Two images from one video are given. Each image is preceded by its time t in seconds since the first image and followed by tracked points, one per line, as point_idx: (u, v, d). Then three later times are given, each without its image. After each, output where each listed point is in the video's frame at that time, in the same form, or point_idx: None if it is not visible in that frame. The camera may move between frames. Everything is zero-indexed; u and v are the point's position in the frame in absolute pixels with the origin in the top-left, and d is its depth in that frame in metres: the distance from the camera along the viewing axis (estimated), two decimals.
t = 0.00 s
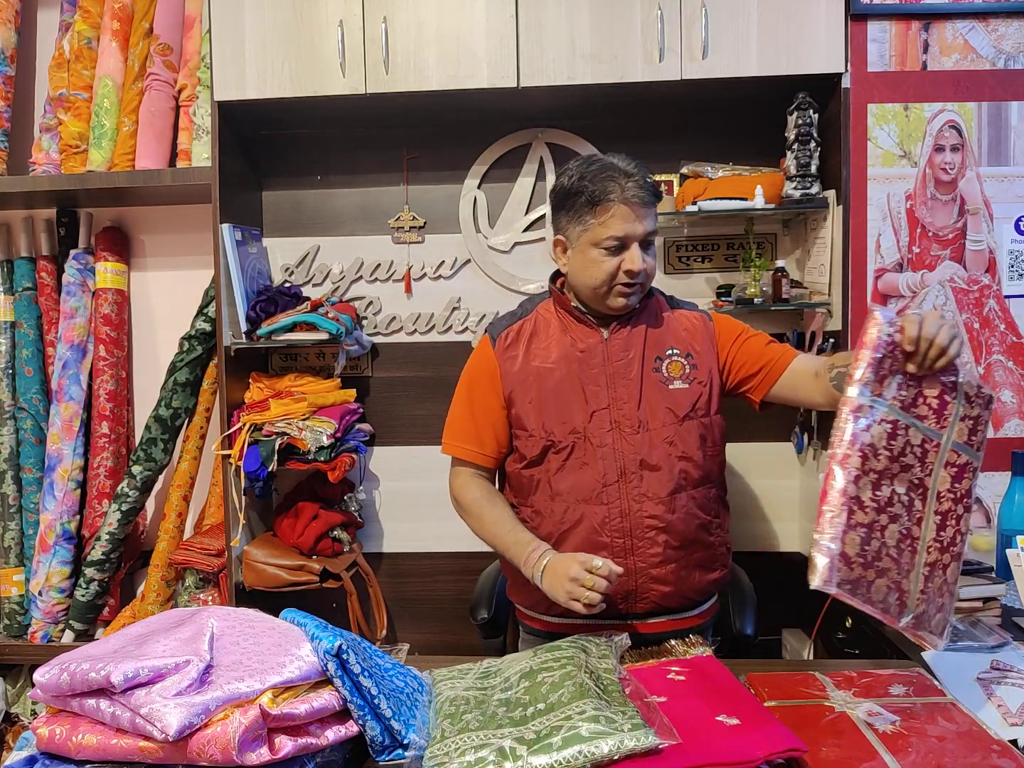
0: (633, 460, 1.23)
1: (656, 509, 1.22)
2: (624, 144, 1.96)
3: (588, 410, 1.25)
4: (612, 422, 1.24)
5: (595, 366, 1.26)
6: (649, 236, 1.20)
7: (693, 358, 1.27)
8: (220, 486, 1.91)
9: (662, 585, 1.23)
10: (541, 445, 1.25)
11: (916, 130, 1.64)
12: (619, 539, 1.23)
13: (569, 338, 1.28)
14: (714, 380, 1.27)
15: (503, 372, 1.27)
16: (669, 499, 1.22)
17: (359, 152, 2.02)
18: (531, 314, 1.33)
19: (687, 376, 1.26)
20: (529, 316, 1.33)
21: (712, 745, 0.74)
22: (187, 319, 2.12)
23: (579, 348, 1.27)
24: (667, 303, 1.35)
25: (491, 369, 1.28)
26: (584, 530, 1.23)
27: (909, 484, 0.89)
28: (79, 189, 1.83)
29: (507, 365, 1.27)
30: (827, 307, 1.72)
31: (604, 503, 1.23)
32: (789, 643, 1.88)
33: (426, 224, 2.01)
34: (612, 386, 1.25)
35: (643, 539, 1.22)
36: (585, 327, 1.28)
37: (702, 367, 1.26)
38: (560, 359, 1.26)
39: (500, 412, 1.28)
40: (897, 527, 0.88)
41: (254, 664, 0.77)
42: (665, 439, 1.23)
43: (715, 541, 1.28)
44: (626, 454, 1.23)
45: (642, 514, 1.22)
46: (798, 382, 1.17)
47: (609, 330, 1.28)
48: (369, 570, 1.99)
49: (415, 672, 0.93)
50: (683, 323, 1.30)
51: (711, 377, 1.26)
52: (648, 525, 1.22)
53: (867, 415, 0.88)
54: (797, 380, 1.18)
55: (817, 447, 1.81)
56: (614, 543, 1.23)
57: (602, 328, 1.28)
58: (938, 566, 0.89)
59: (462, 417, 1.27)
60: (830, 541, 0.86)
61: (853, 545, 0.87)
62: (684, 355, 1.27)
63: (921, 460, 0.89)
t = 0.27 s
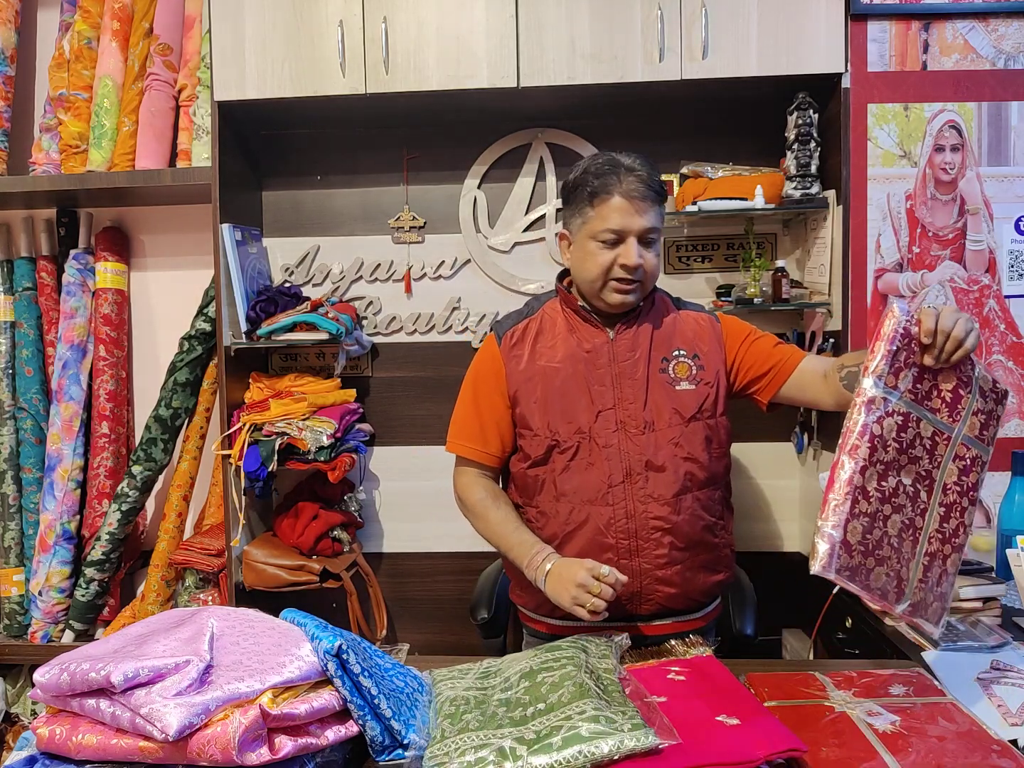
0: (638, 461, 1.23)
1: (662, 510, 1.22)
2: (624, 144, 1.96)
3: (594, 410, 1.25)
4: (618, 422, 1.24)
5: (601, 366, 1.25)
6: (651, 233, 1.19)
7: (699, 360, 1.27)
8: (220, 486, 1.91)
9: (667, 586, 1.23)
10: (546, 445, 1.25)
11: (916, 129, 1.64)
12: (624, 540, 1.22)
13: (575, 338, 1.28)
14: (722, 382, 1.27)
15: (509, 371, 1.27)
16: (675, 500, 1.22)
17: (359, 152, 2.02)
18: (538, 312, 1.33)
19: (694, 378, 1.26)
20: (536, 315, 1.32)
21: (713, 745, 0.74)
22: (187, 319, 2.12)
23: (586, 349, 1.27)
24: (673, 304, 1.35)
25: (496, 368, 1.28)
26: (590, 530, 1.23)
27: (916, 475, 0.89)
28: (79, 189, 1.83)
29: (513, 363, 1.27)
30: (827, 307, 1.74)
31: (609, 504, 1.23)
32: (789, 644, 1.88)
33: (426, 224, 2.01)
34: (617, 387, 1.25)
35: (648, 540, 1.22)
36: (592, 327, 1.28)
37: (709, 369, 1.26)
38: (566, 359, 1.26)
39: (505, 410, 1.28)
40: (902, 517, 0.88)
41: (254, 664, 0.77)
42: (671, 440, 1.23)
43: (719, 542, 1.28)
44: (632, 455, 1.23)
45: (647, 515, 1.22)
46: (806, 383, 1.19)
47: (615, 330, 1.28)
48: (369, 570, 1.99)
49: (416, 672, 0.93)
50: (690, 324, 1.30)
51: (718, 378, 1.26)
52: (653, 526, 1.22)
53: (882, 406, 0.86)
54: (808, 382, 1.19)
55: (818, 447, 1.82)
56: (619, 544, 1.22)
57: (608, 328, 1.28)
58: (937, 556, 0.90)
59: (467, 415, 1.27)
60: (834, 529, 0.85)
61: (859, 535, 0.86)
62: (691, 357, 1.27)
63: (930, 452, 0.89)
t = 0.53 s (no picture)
0: (639, 463, 1.23)
1: (662, 512, 1.22)
2: (623, 144, 1.96)
3: (595, 412, 1.25)
4: (619, 424, 1.24)
5: (603, 368, 1.26)
6: (610, 216, 1.21)
7: (705, 366, 1.26)
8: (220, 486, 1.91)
9: (669, 589, 1.23)
10: (547, 444, 1.26)
11: (916, 129, 1.63)
12: (624, 542, 1.22)
13: (579, 338, 1.28)
14: (726, 389, 1.27)
15: (511, 368, 1.27)
16: (676, 503, 1.22)
17: (359, 152, 2.02)
18: (544, 309, 1.33)
19: (698, 383, 1.25)
20: (541, 313, 1.32)
21: (712, 744, 0.74)
22: (187, 319, 2.12)
23: (588, 349, 1.27)
24: (682, 304, 1.33)
25: (498, 364, 1.28)
26: (589, 532, 1.23)
27: (921, 522, 0.87)
28: (79, 189, 1.83)
29: (515, 361, 1.27)
30: (827, 307, 1.73)
31: (610, 506, 1.23)
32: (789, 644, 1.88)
33: (426, 224, 2.01)
34: (618, 388, 1.25)
35: (648, 542, 1.22)
36: (594, 327, 1.27)
37: (714, 376, 1.26)
38: (568, 359, 1.26)
39: (505, 405, 1.28)
40: (923, 564, 0.86)
41: (254, 664, 0.77)
42: (671, 444, 1.24)
43: (720, 545, 1.28)
44: (632, 457, 1.23)
45: (647, 518, 1.22)
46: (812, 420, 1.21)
47: (617, 330, 1.28)
48: (369, 570, 1.99)
49: (416, 672, 0.93)
50: (698, 328, 1.29)
51: (724, 384, 1.26)
52: (653, 529, 1.22)
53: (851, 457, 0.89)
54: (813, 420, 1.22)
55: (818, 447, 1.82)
56: (619, 546, 1.22)
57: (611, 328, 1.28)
58: (984, 606, 0.83)
59: (467, 409, 1.29)
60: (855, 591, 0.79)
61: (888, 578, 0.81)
62: (697, 362, 1.26)
63: (929, 495, 0.88)
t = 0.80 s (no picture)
0: (638, 466, 1.22)
1: (661, 516, 1.22)
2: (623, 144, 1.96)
3: (594, 414, 1.24)
4: (618, 427, 1.23)
5: (603, 370, 1.25)
6: (606, 215, 1.22)
7: (707, 373, 1.26)
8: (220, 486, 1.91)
9: (669, 592, 1.23)
10: (546, 445, 1.26)
11: (916, 129, 1.63)
12: (623, 546, 1.22)
13: (580, 340, 1.28)
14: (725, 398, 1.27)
15: (512, 369, 1.29)
16: (675, 507, 1.22)
17: (359, 152, 2.02)
18: (548, 309, 1.34)
19: (699, 390, 1.25)
20: (543, 313, 1.33)
21: (713, 744, 0.74)
22: (187, 319, 2.12)
23: (589, 351, 1.27)
24: (688, 309, 1.33)
25: (500, 365, 1.32)
26: (588, 533, 1.23)
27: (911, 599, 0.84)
28: (79, 189, 1.82)
29: (516, 361, 1.29)
30: (827, 307, 1.73)
31: (608, 509, 1.22)
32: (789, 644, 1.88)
33: (426, 224, 2.01)
34: (618, 391, 1.24)
35: (647, 546, 1.22)
36: (595, 328, 1.28)
37: (716, 384, 1.26)
38: (569, 360, 1.27)
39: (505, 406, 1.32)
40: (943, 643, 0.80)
41: (254, 664, 0.77)
42: (670, 449, 1.24)
43: (721, 548, 1.28)
44: (631, 459, 1.22)
45: (647, 521, 1.22)
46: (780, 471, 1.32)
47: (618, 333, 1.28)
48: (369, 570, 1.99)
49: (416, 672, 0.93)
50: (702, 335, 1.29)
51: (723, 393, 1.26)
52: (652, 532, 1.22)
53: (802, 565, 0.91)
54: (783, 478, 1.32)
55: (818, 447, 1.82)
56: (618, 550, 1.22)
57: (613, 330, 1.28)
58: None
59: (469, 409, 1.34)
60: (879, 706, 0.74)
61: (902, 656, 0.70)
62: (699, 369, 1.26)
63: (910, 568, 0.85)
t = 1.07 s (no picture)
0: (639, 467, 1.22)
1: (661, 517, 1.22)
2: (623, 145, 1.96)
3: (596, 414, 1.25)
4: (619, 428, 1.23)
5: (606, 371, 1.25)
6: (614, 216, 1.22)
7: (711, 378, 1.26)
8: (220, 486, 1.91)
9: (668, 593, 1.23)
10: (548, 443, 1.26)
11: (916, 129, 1.63)
12: (622, 546, 1.22)
13: (584, 340, 1.29)
14: (727, 403, 1.27)
15: (516, 365, 1.30)
16: (675, 508, 1.22)
17: (359, 152, 2.02)
18: (554, 306, 1.34)
19: (702, 394, 1.25)
20: (549, 311, 1.34)
21: (712, 744, 0.74)
22: (187, 319, 2.12)
23: (592, 352, 1.27)
24: (694, 313, 1.33)
25: (504, 360, 1.32)
26: (588, 532, 1.23)
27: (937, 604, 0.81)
28: (79, 189, 1.82)
29: (520, 358, 1.29)
30: (827, 307, 1.73)
31: (608, 509, 1.22)
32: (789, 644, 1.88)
33: (426, 224, 2.01)
34: (620, 392, 1.24)
35: (647, 547, 1.22)
36: (600, 327, 1.28)
37: (719, 389, 1.26)
38: (572, 360, 1.27)
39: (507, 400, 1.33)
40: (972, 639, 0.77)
41: (254, 664, 0.77)
42: (670, 451, 1.24)
43: (720, 549, 1.29)
44: (632, 460, 1.22)
45: (647, 522, 1.22)
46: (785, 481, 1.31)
47: (622, 333, 1.28)
48: (369, 570, 1.99)
49: (415, 672, 0.93)
50: (707, 340, 1.29)
51: (726, 398, 1.26)
52: (652, 533, 1.22)
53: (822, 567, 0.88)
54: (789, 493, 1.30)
55: (818, 447, 1.82)
56: (617, 550, 1.22)
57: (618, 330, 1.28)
58: None
59: (472, 403, 1.34)
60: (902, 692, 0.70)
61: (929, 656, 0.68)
62: (703, 373, 1.26)
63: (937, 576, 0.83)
